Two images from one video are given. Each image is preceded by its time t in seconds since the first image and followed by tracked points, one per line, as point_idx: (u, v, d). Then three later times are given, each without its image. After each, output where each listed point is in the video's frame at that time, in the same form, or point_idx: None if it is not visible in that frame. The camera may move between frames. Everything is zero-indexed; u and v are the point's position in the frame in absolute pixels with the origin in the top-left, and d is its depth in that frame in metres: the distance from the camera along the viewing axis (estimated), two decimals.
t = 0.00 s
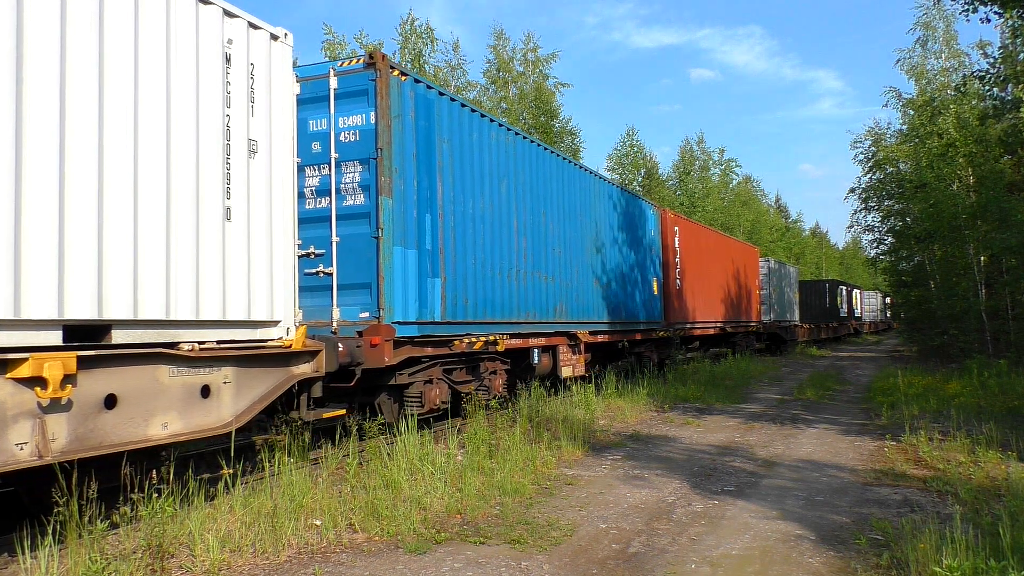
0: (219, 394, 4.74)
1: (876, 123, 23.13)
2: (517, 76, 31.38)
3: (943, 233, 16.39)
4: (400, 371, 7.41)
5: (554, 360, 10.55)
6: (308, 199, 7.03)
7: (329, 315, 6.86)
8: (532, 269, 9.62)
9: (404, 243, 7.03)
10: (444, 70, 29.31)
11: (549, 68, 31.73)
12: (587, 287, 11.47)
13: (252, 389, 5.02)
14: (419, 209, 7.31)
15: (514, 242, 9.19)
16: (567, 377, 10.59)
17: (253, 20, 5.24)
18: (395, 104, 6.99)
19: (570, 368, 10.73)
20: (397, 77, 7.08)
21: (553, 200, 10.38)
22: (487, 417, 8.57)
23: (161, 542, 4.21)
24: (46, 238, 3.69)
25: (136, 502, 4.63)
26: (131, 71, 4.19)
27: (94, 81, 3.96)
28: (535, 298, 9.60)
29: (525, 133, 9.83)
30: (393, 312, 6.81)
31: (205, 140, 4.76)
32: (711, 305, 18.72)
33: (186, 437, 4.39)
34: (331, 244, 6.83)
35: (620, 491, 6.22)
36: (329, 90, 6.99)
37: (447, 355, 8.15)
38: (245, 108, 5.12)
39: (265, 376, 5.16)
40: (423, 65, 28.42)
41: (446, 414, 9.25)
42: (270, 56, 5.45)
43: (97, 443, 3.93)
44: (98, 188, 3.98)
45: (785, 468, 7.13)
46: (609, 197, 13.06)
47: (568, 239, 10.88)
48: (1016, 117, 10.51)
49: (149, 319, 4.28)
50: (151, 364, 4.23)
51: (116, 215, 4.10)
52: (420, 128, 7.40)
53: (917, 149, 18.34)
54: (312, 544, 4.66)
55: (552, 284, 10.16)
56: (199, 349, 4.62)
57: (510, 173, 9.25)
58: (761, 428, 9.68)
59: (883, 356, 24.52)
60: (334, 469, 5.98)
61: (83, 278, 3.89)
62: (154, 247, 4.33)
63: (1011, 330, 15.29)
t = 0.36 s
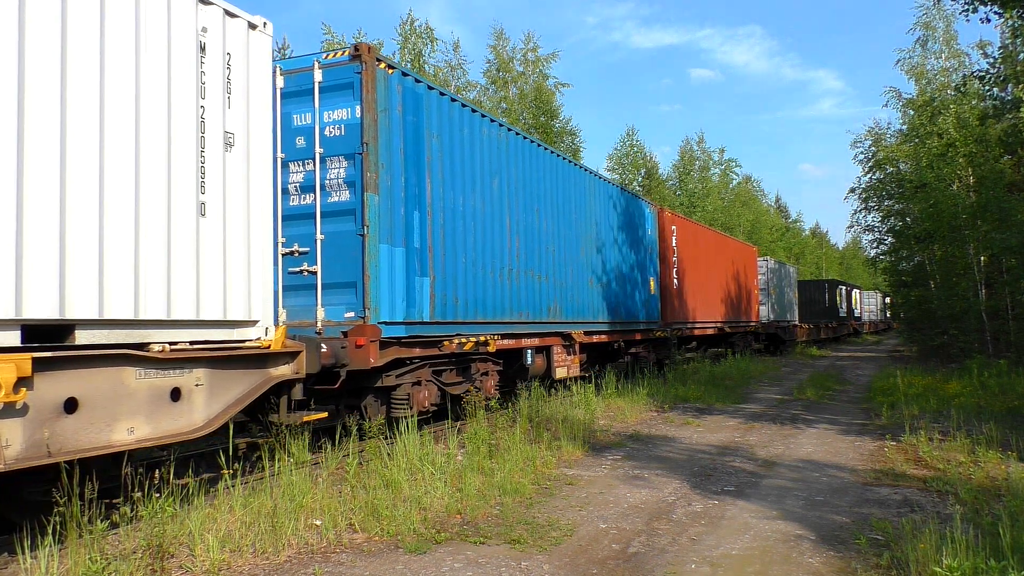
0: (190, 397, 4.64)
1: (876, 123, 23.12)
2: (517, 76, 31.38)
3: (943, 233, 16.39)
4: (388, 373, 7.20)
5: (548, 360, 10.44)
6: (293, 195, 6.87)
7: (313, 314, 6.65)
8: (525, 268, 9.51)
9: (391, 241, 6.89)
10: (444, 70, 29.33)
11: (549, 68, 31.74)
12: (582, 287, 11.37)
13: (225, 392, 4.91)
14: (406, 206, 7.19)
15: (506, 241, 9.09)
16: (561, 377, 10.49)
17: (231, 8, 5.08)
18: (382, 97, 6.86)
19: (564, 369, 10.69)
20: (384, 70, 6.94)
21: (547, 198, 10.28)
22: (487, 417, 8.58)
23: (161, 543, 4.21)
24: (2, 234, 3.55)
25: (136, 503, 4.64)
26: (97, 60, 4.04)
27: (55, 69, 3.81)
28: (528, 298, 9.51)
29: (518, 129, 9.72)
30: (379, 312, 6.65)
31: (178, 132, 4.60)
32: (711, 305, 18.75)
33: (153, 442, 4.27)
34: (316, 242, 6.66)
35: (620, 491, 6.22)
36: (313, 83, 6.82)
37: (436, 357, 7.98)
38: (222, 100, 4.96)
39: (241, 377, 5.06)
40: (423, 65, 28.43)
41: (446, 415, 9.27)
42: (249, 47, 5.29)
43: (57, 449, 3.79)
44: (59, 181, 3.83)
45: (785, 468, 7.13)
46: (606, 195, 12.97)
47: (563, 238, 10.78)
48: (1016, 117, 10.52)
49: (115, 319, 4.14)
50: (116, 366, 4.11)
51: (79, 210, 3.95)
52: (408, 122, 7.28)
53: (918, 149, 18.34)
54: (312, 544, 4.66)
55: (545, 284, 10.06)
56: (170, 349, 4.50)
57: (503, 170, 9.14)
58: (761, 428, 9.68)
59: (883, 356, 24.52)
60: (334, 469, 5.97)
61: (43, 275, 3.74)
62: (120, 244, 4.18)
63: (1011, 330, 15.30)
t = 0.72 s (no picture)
0: (158, 400, 4.47)
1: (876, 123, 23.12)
2: (517, 76, 31.37)
3: (944, 233, 16.39)
4: (373, 375, 7.09)
5: (541, 362, 10.36)
6: (275, 191, 6.82)
7: (297, 314, 6.63)
8: (517, 267, 9.42)
9: (377, 239, 6.80)
10: (443, 70, 29.37)
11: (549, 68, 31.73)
12: (577, 286, 11.29)
13: (196, 395, 4.74)
14: (393, 202, 7.08)
15: (498, 239, 8.99)
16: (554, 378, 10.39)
17: None
18: (367, 90, 6.76)
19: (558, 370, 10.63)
20: (370, 62, 6.86)
21: (540, 196, 10.19)
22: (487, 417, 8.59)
23: (161, 543, 4.21)
24: None
25: (137, 502, 4.65)
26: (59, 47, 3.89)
27: (14, 55, 3.66)
28: (520, 298, 9.42)
29: (510, 126, 9.64)
30: (363, 312, 6.57)
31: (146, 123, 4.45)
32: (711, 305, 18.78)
33: (117, 448, 4.09)
34: (299, 239, 6.59)
35: (620, 491, 6.22)
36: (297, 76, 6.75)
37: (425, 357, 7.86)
38: (194, 91, 4.82)
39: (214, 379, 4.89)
40: (422, 65, 28.43)
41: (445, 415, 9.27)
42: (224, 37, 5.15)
43: (12, 456, 3.62)
44: (18, 173, 3.68)
45: (785, 468, 7.13)
46: (602, 193, 12.88)
47: (557, 236, 10.69)
48: (1016, 117, 10.52)
49: (76, 319, 3.98)
50: (78, 368, 3.94)
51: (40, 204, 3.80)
52: (395, 117, 7.19)
53: (918, 149, 18.34)
54: (312, 545, 4.66)
55: (538, 283, 9.97)
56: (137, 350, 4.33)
57: (494, 167, 9.04)
58: (761, 428, 9.68)
59: (884, 356, 24.53)
60: (334, 469, 5.97)
61: None
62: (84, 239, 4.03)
63: (1011, 330, 15.31)
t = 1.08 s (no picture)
0: (122, 404, 4.20)
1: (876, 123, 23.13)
2: (517, 76, 31.37)
3: (944, 233, 16.38)
4: (358, 377, 6.90)
5: (534, 362, 10.18)
6: (256, 187, 6.66)
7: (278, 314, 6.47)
8: (509, 266, 9.24)
9: (361, 236, 6.60)
10: (443, 69, 29.44)
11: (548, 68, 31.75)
12: (571, 285, 11.12)
13: (164, 399, 4.48)
14: (377, 198, 6.89)
15: (489, 237, 8.80)
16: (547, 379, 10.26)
17: None
18: (351, 82, 6.56)
19: (552, 371, 10.52)
20: (353, 53, 6.65)
21: (533, 194, 10.02)
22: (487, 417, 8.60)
23: (161, 542, 4.21)
24: None
25: (138, 502, 4.68)
26: (15, 29, 3.66)
27: None
28: (512, 297, 9.25)
29: (503, 121, 9.46)
30: (347, 312, 6.37)
31: (113, 112, 4.19)
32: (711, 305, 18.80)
33: (75, 456, 3.83)
34: (281, 237, 6.40)
35: (620, 491, 6.22)
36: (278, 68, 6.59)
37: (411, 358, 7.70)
38: (166, 80, 4.56)
39: (185, 381, 4.63)
40: (423, 65, 28.44)
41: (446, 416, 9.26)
42: (201, 22, 4.86)
43: None
44: None
45: (785, 468, 7.13)
46: (599, 191, 12.71)
47: (550, 235, 10.53)
48: (1016, 117, 10.51)
49: (34, 319, 3.72)
50: (32, 370, 3.67)
51: None
52: (381, 109, 6.98)
53: (918, 148, 18.33)
54: (312, 544, 4.66)
55: (531, 282, 9.80)
56: (101, 352, 4.05)
57: (485, 163, 8.86)
58: (761, 428, 9.67)
59: (883, 356, 24.56)
60: (334, 469, 5.98)
61: None
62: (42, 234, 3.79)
63: (1011, 330, 15.33)
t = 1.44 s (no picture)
0: (82, 408, 4.07)
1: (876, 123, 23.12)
2: (517, 76, 31.32)
3: (944, 233, 16.38)
4: (342, 380, 6.81)
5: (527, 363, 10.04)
6: (236, 182, 6.56)
7: (258, 313, 6.34)
8: (500, 265, 9.13)
9: (344, 234, 6.50)
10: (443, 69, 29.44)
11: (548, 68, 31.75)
12: (565, 285, 11.01)
13: (128, 403, 4.34)
14: (361, 194, 6.76)
15: (479, 236, 8.70)
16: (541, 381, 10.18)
17: None
18: (334, 74, 6.46)
19: (545, 371, 10.40)
20: (336, 45, 6.56)
21: (525, 192, 9.92)
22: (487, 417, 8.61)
23: (161, 542, 4.21)
24: None
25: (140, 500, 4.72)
26: None
27: None
28: (503, 297, 9.15)
29: (495, 117, 9.35)
30: (329, 311, 6.26)
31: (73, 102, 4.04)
32: (710, 305, 18.76)
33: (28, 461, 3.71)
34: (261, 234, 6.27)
35: (620, 491, 6.22)
36: (258, 59, 6.49)
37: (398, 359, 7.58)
38: (132, 68, 4.40)
39: (152, 384, 4.50)
40: (423, 65, 28.44)
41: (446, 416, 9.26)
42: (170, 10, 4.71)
43: None
44: None
45: (785, 468, 7.13)
46: (594, 189, 12.61)
47: (544, 234, 10.42)
48: (1016, 117, 10.51)
49: None
50: None
51: None
52: (367, 103, 6.87)
53: (918, 148, 18.32)
54: (312, 545, 4.66)
55: (523, 281, 9.69)
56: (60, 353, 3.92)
57: (476, 159, 8.76)
58: (761, 428, 9.67)
59: (884, 356, 24.57)
60: (334, 469, 5.97)
61: None
62: None
63: (1011, 330, 15.34)
